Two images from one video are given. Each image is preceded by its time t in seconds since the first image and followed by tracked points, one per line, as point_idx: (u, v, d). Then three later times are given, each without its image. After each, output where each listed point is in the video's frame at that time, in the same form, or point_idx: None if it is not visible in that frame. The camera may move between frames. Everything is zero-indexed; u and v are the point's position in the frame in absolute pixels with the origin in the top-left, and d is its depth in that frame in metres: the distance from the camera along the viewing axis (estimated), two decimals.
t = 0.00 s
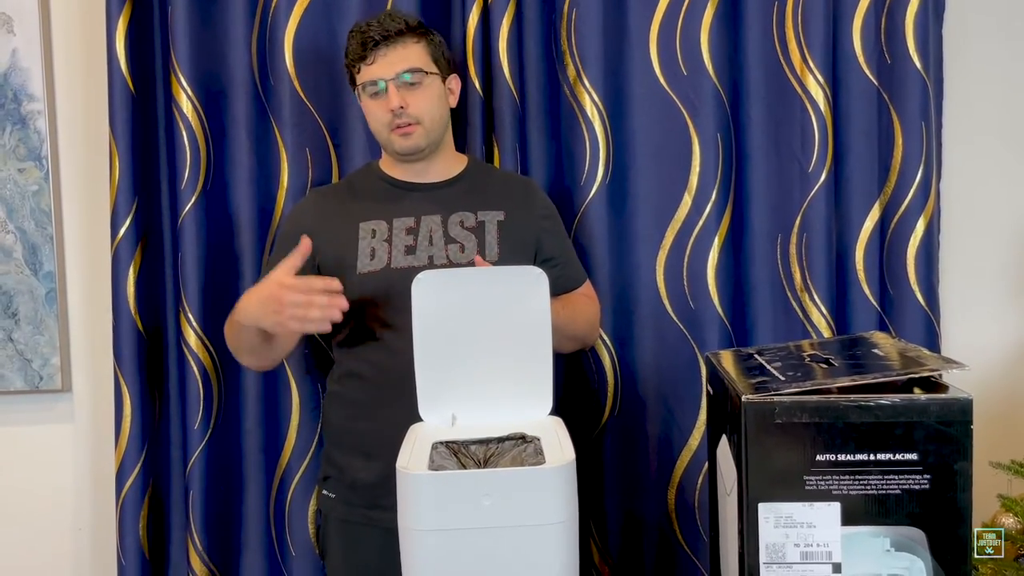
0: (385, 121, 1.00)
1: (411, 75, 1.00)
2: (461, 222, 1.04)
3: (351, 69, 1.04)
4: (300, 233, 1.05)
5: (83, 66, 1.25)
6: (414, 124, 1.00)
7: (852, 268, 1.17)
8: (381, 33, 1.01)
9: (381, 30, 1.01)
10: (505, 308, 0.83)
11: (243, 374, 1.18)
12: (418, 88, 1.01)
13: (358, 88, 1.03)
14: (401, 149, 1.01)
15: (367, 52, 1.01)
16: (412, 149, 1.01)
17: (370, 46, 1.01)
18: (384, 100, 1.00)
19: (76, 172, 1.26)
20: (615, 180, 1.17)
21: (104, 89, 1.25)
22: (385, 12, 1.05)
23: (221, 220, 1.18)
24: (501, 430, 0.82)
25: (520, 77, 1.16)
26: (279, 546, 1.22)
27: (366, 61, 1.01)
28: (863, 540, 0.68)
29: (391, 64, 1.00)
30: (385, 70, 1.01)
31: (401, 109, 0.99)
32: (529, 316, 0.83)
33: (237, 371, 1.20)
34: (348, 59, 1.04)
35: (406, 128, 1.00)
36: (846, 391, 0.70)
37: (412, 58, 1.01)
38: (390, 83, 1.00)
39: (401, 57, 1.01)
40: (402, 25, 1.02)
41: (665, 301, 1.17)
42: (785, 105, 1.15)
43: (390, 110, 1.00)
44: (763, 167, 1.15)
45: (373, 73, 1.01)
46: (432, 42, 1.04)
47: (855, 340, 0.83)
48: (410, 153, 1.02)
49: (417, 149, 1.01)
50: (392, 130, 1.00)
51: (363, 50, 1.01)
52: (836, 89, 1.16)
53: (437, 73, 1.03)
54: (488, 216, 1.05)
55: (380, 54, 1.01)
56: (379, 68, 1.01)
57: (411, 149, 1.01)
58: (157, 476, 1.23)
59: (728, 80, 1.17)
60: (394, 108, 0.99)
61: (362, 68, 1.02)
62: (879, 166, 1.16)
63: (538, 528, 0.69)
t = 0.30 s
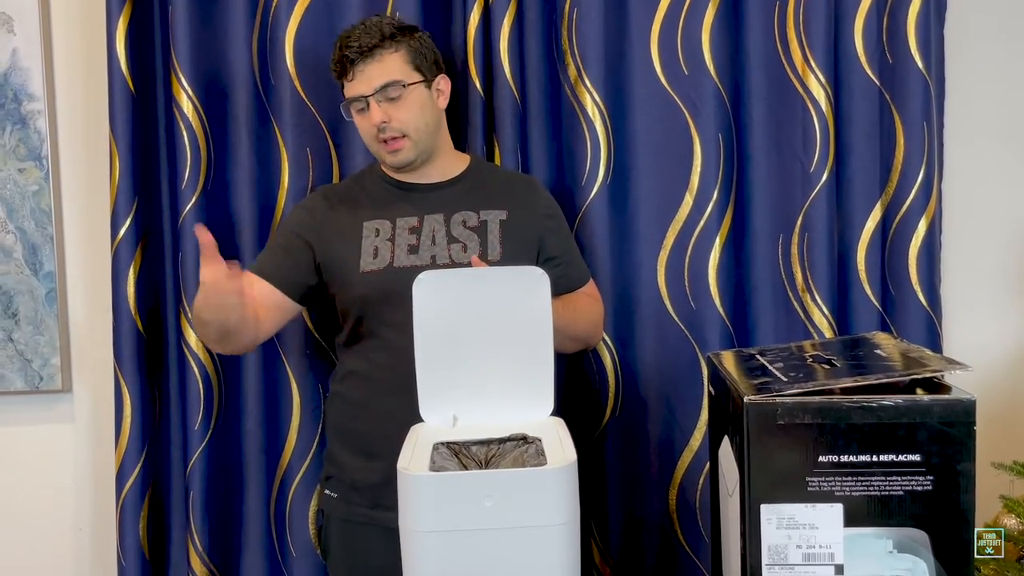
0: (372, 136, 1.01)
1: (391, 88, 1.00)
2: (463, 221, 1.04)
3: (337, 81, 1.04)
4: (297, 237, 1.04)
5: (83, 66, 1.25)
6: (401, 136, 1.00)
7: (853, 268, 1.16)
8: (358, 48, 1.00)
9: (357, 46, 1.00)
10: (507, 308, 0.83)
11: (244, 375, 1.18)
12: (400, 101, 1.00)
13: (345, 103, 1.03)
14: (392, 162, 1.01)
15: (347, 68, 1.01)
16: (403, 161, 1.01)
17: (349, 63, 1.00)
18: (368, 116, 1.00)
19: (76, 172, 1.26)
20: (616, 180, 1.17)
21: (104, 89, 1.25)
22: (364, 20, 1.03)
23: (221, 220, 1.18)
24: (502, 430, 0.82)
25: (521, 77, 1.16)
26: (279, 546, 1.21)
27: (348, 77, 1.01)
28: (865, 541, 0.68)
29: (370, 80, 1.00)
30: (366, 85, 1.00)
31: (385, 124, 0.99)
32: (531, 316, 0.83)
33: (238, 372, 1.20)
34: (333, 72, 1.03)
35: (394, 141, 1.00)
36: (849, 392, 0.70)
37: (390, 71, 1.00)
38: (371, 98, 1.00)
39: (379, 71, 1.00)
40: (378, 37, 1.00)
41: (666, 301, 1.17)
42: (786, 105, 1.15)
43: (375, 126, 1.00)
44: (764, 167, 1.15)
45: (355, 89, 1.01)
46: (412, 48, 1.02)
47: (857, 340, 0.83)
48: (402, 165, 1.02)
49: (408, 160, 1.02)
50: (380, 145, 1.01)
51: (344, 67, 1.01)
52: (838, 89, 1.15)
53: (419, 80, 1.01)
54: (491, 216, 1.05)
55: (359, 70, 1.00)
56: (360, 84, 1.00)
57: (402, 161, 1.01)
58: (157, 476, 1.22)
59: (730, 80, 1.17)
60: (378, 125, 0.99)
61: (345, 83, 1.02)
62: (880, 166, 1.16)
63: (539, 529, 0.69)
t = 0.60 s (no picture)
0: (393, 117, 0.99)
1: (422, 72, 0.99)
2: (468, 221, 1.04)
3: (354, 62, 1.02)
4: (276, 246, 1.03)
5: (83, 65, 1.24)
6: (425, 121, 0.99)
7: (857, 268, 1.16)
8: (392, 28, 1.00)
9: (392, 26, 1.00)
10: (510, 309, 0.83)
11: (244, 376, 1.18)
12: (429, 85, 0.99)
13: (364, 83, 1.01)
14: (410, 145, 1.00)
15: (377, 47, 1.00)
16: (421, 147, 1.00)
17: (381, 41, 0.99)
18: (393, 97, 0.99)
19: (76, 172, 1.25)
20: (619, 179, 1.16)
21: (104, 88, 1.25)
22: (393, 8, 1.03)
23: (222, 220, 1.18)
24: (505, 431, 0.81)
25: (523, 76, 1.15)
26: (280, 547, 1.21)
27: (374, 56, 1.00)
28: (871, 543, 0.68)
29: (402, 60, 0.99)
30: (396, 65, 0.99)
31: (412, 106, 0.98)
32: (535, 316, 0.82)
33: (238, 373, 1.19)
34: (354, 52, 1.02)
35: (416, 125, 0.99)
36: (855, 392, 0.70)
37: (423, 55, 1.00)
38: (400, 78, 0.99)
39: (412, 53, 0.99)
40: (412, 22, 1.01)
41: (669, 301, 1.16)
42: (790, 104, 1.15)
43: (400, 105, 0.98)
44: (767, 166, 1.15)
45: (382, 69, 0.99)
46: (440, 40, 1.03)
47: (861, 340, 0.83)
48: (420, 151, 1.00)
49: (426, 147, 1.00)
50: (401, 127, 0.99)
51: (373, 45, 1.00)
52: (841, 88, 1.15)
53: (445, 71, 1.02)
54: (494, 215, 1.04)
55: (390, 51, 1.00)
56: (389, 64, 0.99)
57: (419, 147, 1.00)
58: (157, 477, 1.22)
59: (733, 79, 1.16)
60: (405, 105, 0.98)
61: (369, 63, 1.01)
62: (884, 165, 1.15)
63: (543, 532, 0.68)
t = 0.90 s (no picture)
0: (400, 133, 0.98)
1: (428, 87, 0.98)
2: (472, 224, 1.03)
3: (358, 71, 1.00)
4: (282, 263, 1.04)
5: (86, 66, 1.24)
6: (432, 137, 0.99)
7: (861, 270, 1.16)
8: (398, 41, 0.97)
9: (397, 38, 0.98)
10: (514, 311, 0.82)
11: (247, 377, 1.18)
12: (436, 100, 0.99)
13: (369, 95, 1.00)
14: (417, 162, 0.99)
15: (382, 60, 0.98)
16: (428, 162, 1.00)
17: (387, 55, 0.97)
18: (399, 112, 0.98)
19: (79, 173, 1.25)
20: (622, 180, 1.16)
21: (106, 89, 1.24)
22: (398, 15, 1.01)
23: (225, 221, 1.17)
24: (509, 433, 0.81)
25: (526, 76, 1.15)
26: (283, 549, 1.21)
27: (380, 69, 0.98)
28: (878, 547, 0.67)
29: (409, 75, 0.98)
30: (402, 80, 0.98)
31: (420, 123, 0.97)
32: (540, 318, 0.82)
33: (241, 373, 1.19)
34: (359, 61, 1.00)
35: (423, 141, 0.98)
36: (861, 395, 0.69)
37: (430, 69, 0.99)
38: (407, 94, 0.98)
39: (419, 67, 0.98)
40: (418, 33, 0.99)
41: (672, 302, 1.16)
42: (794, 105, 1.15)
43: (407, 122, 0.98)
44: (771, 167, 1.14)
45: (389, 83, 0.98)
46: (445, 50, 1.02)
47: (866, 342, 0.82)
48: (426, 167, 1.00)
49: (432, 163, 1.00)
50: (408, 143, 0.98)
51: (379, 58, 0.98)
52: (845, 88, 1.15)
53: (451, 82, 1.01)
54: (499, 217, 1.04)
55: (397, 64, 0.98)
56: (396, 78, 0.98)
57: (425, 162, 1.00)
58: (159, 479, 1.22)
59: (736, 79, 1.16)
60: (413, 122, 0.97)
61: (375, 75, 0.99)
62: (888, 166, 1.15)
63: (549, 535, 0.68)
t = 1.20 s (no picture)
0: (400, 134, 0.98)
1: (428, 87, 0.98)
2: (475, 224, 1.03)
3: (357, 73, 1.00)
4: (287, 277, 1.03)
5: (88, 66, 1.24)
6: (432, 137, 0.98)
7: (865, 270, 1.15)
8: (397, 41, 0.97)
9: (396, 39, 0.97)
10: (518, 312, 0.82)
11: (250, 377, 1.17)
12: (435, 100, 0.99)
13: (369, 97, 0.99)
14: (418, 161, 0.99)
15: (382, 61, 0.97)
16: (429, 163, 1.00)
17: (386, 56, 0.97)
18: (399, 113, 0.98)
19: (81, 173, 1.25)
20: (625, 180, 1.16)
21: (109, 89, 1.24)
22: (395, 15, 1.00)
23: (228, 221, 1.17)
24: (514, 434, 0.81)
25: (529, 76, 1.14)
26: (285, 550, 1.20)
27: (379, 70, 0.98)
28: (885, 548, 0.67)
29: (409, 76, 0.97)
30: (402, 81, 0.98)
31: (420, 123, 0.97)
32: (544, 319, 0.82)
33: (243, 373, 1.19)
34: (357, 63, 0.99)
35: (423, 142, 0.98)
36: (867, 396, 0.69)
37: (430, 69, 0.98)
38: (407, 94, 0.98)
39: (419, 68, 0.98)
40: (417, 33, 0.98)
41: (676, 303, 1.16)
42: (798, 105, 1.14)
43: (407, 123, 0.97)
44: (775, 167, 1.14)
45: (389, 84, 0.98)
46: (444, 49, 1.01)
47: (871, 343, 0.82)
48: (427, 167, 1.00)
49: (433, 163, 1.00)
50: (408, 144, 0.98)
51: (378, 59, 0.97)
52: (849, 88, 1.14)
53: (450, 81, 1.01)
54: (501, 217, 1.04)
55: (396, 65, 0.98)
56: (396, 79, 0.98)
57: (426, 162, 1.00)
58: (162, 479, 1.21)
59: (740, 79, 1.16)
60: (413, 123, 0.97)
61: (374, 76, 0.99)
62: (892, 167, 1.15)
63: (554, 537, 0.68)
